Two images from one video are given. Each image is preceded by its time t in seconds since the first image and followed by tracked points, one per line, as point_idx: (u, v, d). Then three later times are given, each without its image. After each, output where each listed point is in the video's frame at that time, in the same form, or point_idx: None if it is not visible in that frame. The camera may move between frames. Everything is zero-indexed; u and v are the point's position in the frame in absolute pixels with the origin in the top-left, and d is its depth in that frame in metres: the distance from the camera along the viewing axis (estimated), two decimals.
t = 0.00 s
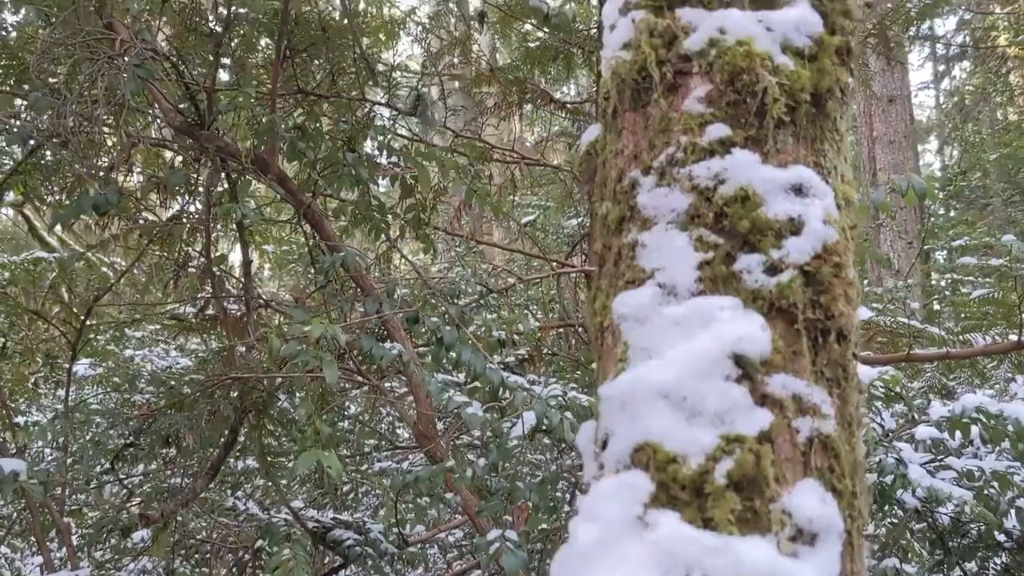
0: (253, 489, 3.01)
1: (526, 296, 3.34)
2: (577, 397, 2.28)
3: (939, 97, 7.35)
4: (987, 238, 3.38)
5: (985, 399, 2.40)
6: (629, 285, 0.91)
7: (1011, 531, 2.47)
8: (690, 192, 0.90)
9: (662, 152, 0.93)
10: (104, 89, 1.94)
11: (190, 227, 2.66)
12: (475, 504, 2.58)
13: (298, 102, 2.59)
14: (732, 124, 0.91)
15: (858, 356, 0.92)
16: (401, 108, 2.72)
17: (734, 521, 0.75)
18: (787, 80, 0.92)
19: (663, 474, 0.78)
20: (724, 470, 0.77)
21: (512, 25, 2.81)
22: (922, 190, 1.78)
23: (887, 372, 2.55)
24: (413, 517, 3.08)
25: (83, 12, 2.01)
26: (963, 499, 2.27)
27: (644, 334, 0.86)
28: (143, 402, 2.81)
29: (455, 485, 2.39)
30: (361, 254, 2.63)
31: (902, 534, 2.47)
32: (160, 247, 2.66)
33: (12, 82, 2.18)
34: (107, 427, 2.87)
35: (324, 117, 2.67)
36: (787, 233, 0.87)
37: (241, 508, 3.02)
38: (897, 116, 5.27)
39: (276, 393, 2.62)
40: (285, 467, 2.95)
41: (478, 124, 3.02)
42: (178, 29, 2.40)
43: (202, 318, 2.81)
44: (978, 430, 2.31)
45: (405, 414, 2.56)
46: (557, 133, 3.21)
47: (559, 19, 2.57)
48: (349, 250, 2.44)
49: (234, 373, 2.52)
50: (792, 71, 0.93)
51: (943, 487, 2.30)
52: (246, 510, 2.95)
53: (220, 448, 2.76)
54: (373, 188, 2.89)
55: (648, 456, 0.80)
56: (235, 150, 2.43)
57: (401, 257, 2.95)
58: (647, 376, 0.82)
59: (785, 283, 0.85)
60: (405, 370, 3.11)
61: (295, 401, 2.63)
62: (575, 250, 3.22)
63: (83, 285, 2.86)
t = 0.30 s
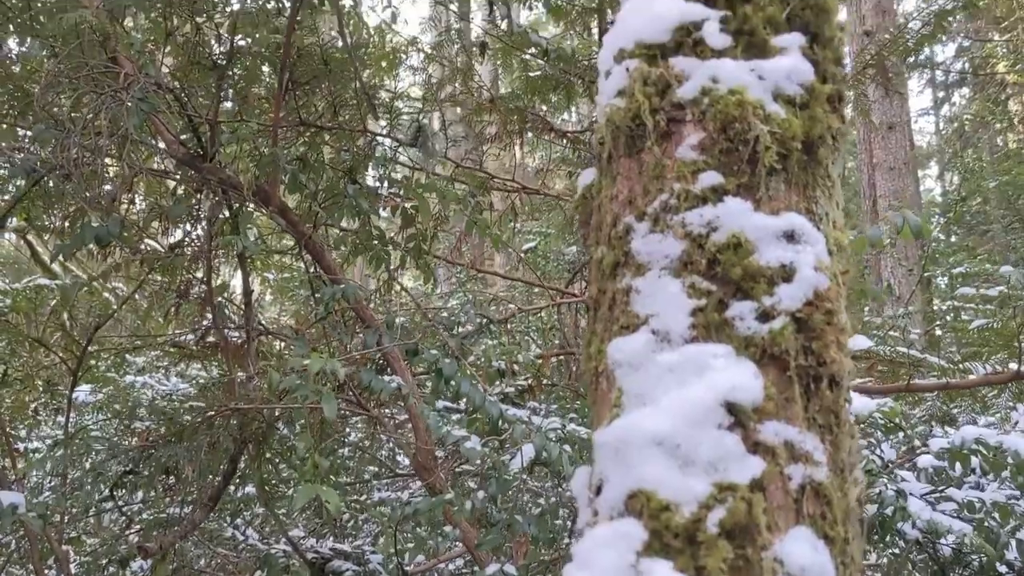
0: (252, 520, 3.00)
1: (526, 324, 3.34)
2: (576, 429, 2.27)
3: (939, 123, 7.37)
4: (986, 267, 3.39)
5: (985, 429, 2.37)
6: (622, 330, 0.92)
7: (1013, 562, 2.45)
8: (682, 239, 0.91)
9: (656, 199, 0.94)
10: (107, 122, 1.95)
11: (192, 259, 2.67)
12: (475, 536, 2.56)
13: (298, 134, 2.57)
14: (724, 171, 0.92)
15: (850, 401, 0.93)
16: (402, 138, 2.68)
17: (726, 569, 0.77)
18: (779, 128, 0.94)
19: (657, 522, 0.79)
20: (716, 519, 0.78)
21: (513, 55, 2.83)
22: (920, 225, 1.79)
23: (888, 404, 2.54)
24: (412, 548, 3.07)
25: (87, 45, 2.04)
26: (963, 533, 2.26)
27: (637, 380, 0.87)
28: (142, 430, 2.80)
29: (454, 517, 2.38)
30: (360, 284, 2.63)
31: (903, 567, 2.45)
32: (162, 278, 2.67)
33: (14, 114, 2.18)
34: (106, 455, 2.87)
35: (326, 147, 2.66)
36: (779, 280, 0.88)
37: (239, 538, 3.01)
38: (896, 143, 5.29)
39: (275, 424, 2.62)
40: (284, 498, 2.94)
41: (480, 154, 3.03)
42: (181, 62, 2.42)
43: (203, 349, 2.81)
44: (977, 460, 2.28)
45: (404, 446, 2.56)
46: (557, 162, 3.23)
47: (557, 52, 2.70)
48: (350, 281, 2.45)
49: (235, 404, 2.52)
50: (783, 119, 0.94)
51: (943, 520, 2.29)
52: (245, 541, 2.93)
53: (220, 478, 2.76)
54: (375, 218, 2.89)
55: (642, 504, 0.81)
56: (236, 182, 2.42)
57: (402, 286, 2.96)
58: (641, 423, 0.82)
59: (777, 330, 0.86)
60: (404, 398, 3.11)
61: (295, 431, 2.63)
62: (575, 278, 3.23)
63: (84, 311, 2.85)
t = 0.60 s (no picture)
0: (252, 532, 3.00)
1: (526, 335, 3.35)
2: (575, 440, 2.27)
3: (939, 134, 7.38)
4: (985, 278, 3.39)
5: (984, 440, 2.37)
6: (619, 344, 0.93)
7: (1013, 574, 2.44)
8: (677, 253, 0.92)
9: (652, 213, 0.95)
10: (108, 134, 1.96)
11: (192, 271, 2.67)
12: (475, 547, 2.60)
13: (299, 146, 2.61)
14: (719, 186, 0.93)
15: (845, 414, 0.94)
16: (402, 150, 2.70)
17: None
18: (773, 143, 0.95)
19: (653, 534, 0.80)
20: (711, 531, 0.79)
21: (512, 68, 2.85)
22: (916, 238, 1.81)
23: (887, 416, 2.54)
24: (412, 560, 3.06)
25: (89, 59, 2.05)
26: (964, 544, 2.25)
27: (633, 394, 0.88)
28: (142, 441, 2.81)
29: (454, 529, 2.38)
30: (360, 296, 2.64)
31: None
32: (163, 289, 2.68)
33: (14, 127, 2.17)
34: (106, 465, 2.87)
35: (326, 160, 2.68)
36: (774, 294, 0.89)
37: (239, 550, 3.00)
38: (895, 154, 5.30)
39: (275, 435, 2.62)
40: (284, 510, 2.94)
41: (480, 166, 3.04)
42: (182, 76, 2.43)
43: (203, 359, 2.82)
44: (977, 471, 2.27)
45: (404, 458, 2.56)
46: (557, 174, 3.24)
47: (556, 65, 2.69)
48: (350, 293, 2.45)
49: (235, 415, 2.53)
50: (778, 134, 0.95)
51: (943, 531, 2.28)
52: (245, 552, 2.95)
53: (219, 490, 2.76)
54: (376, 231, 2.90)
55: (638, 516, 0.81)
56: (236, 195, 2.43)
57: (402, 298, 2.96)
58: (636, 436, 0.83)
59: (772, 343, 0.87)
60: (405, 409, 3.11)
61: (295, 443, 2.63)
62: (574, 289, 3.23)
63: (85, 322, 2.85)
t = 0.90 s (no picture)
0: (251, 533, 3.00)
1: (525, 336, 3.35)
2: (573, 441, 2.27)
3: (938, 135, 7.37)
4: (985, 278, 3.38)
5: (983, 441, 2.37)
6: (613, 343, 0.93)
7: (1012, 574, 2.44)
8: (671, 252, 0.92)
9: (646, 213, 0.95)
10: (106, 136, 1.96)
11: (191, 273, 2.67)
12: (474, 548, 2.60)
13: (298, 148, 2.59)
14: (713, 185, 0.93)
15: (840, 413, 0.94)
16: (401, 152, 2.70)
17: None
18: (767, 142, 0.95)
19: (646, 533, 0.80)
20: (704, 530, 0.79)
21: (511, 69, 2.84)
22: (913, 238, 1.81)
23: (886, 416, 2.54)
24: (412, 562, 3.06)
25: (86, 61, 2.04)
26: (963, 544, 2.24)
27: (627, 393, 0.88)
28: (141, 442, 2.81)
29: (453, 531, 2.38)
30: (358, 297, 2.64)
31: None
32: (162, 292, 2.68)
33: (13, 129, 2.17)
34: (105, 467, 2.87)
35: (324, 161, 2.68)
36: (768, 293, 0.89)
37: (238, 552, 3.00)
38: (895, 155, 5.29)
39: (273, 438, 2.62)
40: (283, 512, 2.94)
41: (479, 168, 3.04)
42: (180, 77, 2.42)
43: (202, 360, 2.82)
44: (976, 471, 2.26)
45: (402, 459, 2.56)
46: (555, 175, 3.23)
47: (553, 67, 2.69)
48: (348, 295, 2.45)
49: (234, 417, 2.53)
50: (772, 133, 0.95)
51: (941, 531, 2.28)
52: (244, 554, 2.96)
53: (218, 492, 2.76)
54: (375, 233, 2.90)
55: (631, 515, 0.81)
56: (234, 196, 2.42)
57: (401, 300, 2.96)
58: (630, 436, 0.83)
59: (765, 342, 0.87)
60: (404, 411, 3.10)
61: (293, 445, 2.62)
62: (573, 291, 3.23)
63: (84, 325, 2.85)
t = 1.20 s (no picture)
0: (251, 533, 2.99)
1: (525, 336, 3.34)
2: (574, 441, 2.26)
3: (938, 135, 7.36)
4: (985, 278, 3.38)
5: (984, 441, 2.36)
6: (612, 342, 0.92)
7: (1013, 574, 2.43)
8: (671, 250, 0.91)
9: (646, 211, 0.94)
10: (105, 135, 1.95)
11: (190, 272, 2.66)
12: (474, 548, 2.59)
13: (297, 147, 2.58)
14: (713, 183, 0.93)
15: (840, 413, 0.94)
16: (400, 151, 2.70)
17: None
18: (767, 140, 0.94)
19: (646, 533, 0.79)
20: (704, 530, 0.78)
21: (511, 68, 2.84)
22: (914, 237, 1.80)
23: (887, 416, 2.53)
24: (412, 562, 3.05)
25: (85, 60, 2.03)
26: (963, 544, 2.23)
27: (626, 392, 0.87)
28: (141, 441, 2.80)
29: (452, 531, 2.37)
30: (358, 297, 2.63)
31: None
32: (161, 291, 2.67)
33: (12, 127, 2.16)
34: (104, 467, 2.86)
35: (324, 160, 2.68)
36: (768, 291, 0.89)
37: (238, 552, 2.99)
38: (895, 155, 5.28)
39: (272, 437, 2.61)
40: (283, 512, 2.93)
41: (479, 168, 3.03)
42: (180, 76, 2.42)
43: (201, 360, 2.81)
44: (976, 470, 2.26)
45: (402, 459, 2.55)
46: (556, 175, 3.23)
47: (553, 65, 2.70)
48: (348, 295, 2.45)
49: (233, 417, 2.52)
50: (772, 131, 0.95)
51: (941, 531, 2.27)
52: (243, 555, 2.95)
53: (218, 492, 2.75)
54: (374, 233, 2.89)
55: (631, 515, 0.81)
56: (233, 196, 2.41)
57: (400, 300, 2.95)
58: (629, 435, 0.82)
59: (766, 341, 0.87)
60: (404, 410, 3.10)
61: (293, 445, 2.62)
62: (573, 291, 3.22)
63: (84, 324, 2.85)
